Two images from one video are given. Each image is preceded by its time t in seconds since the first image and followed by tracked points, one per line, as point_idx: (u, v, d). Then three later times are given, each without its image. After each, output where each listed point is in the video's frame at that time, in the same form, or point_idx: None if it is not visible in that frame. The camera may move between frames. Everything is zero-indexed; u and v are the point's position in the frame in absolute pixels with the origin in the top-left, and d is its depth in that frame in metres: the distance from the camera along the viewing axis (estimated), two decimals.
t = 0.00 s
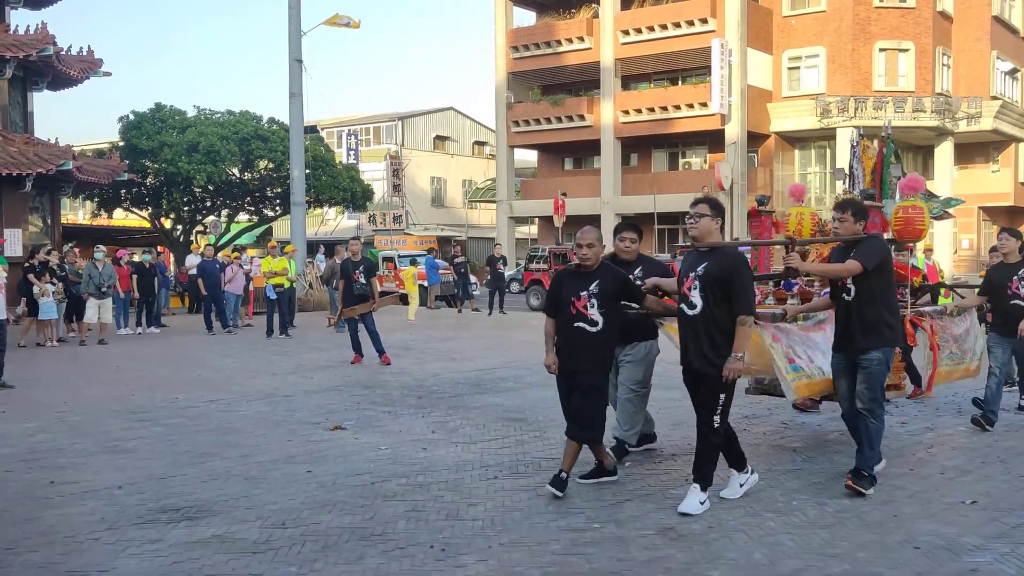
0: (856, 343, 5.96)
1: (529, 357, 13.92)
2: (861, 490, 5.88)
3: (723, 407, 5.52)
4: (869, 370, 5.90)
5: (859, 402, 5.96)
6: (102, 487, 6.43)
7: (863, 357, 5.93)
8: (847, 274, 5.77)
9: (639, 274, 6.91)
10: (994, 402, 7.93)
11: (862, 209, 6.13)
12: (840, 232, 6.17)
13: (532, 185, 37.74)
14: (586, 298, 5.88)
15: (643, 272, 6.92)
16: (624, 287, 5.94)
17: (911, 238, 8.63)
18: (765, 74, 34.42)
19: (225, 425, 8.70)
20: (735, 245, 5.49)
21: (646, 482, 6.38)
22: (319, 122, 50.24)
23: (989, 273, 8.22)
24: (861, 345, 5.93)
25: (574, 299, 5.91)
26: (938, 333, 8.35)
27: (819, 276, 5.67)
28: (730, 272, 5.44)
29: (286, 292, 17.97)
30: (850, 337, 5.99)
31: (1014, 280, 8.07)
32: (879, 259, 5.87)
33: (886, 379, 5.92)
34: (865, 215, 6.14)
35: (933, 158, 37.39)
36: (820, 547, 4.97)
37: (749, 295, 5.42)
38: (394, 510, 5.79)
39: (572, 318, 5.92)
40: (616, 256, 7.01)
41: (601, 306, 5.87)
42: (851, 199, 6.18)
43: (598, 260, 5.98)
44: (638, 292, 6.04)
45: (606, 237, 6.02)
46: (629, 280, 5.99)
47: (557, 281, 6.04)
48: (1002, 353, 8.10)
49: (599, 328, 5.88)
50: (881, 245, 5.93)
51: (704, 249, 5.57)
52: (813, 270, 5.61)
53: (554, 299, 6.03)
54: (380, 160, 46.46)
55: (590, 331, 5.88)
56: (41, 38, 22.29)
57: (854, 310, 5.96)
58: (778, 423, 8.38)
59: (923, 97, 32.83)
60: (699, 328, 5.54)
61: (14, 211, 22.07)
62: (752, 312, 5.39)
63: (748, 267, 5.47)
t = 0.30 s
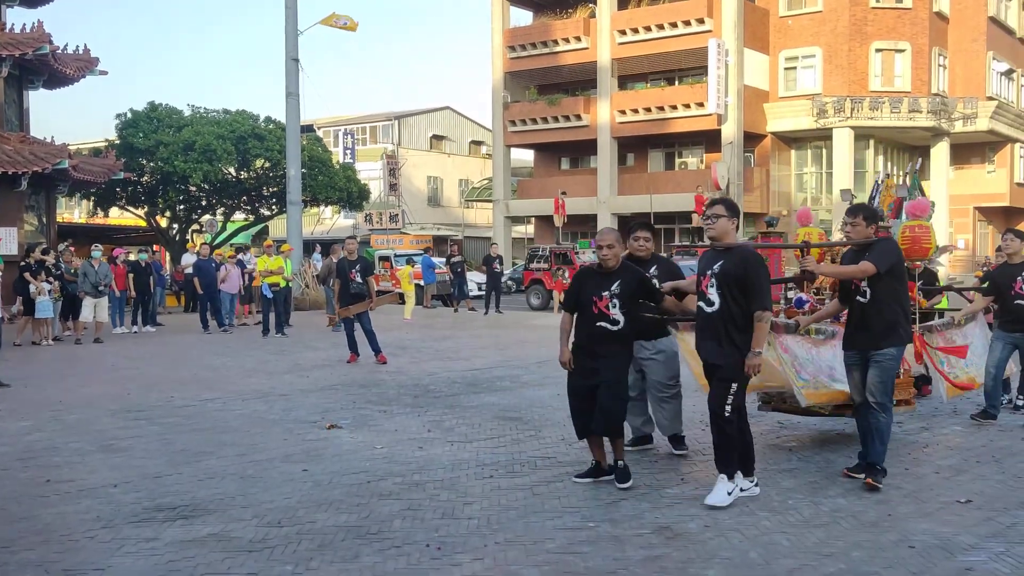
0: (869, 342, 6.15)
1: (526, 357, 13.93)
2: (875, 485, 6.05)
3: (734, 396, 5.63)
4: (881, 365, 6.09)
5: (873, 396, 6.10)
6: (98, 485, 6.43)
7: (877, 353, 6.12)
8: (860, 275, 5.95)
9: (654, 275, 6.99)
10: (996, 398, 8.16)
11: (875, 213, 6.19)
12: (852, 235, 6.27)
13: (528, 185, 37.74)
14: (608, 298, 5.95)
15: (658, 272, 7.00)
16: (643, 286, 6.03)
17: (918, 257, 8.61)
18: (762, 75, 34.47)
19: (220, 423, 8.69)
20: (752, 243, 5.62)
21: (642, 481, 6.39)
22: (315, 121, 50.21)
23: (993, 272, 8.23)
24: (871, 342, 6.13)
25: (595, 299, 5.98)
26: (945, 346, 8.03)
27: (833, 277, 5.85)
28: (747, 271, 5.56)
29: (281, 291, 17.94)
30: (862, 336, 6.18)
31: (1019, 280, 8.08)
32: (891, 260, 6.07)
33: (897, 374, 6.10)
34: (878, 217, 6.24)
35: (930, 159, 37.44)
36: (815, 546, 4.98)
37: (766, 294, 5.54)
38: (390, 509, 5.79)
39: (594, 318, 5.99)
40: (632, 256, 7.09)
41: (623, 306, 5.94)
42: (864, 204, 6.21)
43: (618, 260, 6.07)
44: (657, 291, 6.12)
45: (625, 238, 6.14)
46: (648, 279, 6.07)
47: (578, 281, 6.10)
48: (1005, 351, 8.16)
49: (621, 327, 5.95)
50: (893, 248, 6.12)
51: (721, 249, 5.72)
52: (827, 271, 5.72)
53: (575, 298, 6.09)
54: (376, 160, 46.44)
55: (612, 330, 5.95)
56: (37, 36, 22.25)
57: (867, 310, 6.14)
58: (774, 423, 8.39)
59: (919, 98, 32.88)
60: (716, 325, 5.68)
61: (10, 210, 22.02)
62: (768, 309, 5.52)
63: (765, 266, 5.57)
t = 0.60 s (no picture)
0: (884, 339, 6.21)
1: (520, 355, 13.93)
2: (915, 476, 6.28)
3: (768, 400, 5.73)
4: (898, 366, 6.17)
5: (896, 399, 6.26)
6: (92, 485, 6.40)
7: (892, 353, 6.20)
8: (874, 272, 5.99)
9: (666, 268, 6.90)
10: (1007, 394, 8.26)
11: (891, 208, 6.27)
12: (868, 229, 6.33)
13: (523, 183, 37.74)
14: (622, 294, 5.99)
15: (670, 265, 6.88)
16: (659, 281, 6.03)
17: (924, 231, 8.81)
18: (756, 73, 34.52)
19: (214, 422, 8.67)
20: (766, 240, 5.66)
21: (636, 480, 6.39)
22: (310, 120, 50.14)
23: (984, 270, 8.30)
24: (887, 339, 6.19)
25: (610, 295, 6.02)
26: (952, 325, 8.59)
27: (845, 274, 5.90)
28: (760, 268, 5.60)
29: (276, 290, 17.92)
30: (877, 333, 6.25)
31: (1007, 274, 8.13)
32: (905, 258, 6.05)
33: (913, 372, 6.19)
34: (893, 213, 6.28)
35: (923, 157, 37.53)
36: (809, 544, 4.99)
37: (782, 290, 5.57)
38: (383, 508, 5.78)
39: (610, 314, 6.03)
40: (643, 249, 7.05)
41: (638, 301, 5.95)
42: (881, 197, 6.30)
43: (632, 255, 6.08)
44: (673, 285, 6.11)
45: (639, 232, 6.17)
46: (662, 273, 6.07)
47: (593, 278, 6.17)
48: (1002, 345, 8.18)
49: (637, 322, 5.97)
50: (908, 244, 6.09)
51: (736, 245, 5.78)
52: (843, 267, 5.76)
53: (591, 295, 6.16)
54: (370, 158, 46.42)
55: (628, 325, 5.97)
56: (30, 35, 22.20)
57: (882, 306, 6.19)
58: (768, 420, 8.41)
59: (913, 96, 32.97)
60: (734, 322, 5.71)
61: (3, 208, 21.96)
62: (782, 305, 5.56)
63: (778, 261, 5.60)
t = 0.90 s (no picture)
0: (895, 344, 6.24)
1: (518, 356, 13.94)
2: (914, 475, 6.30)
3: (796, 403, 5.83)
4: (913, 369, 6.23)
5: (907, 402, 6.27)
6: (90, 486, 6.39)
7: (907, 357, 6.24)
8: (887, 277, 6.06)
9: (678, 271, 6.94)
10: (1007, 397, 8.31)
11: (903, 217, 6.39)
12: (881, 238, 6.44)
13: (520, 184, 37.75)
14: (640, 298, 5.99)
15: (681, 269, 6.95)
16: (674, 285, 6.05)
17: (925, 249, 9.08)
18: (753, 74, 34.54)
19: (212, 424, 8.67)
20: (784, 246, 5.69)
21: (633, 481, 6.39)
22: (307, 121, 50.12)
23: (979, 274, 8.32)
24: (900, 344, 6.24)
25: (627, 300, 6.02)
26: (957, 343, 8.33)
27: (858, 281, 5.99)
28: (780, 273, 5.63)
29: (273, 291, 17.90)
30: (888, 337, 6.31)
31: (1003, 278, 8.14)
32: (919, 264, 6.13)
33: (927, 376, 6.25)
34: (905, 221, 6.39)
35: (920, 158, 37.59)
36: (806, 544, 5.00)
37: (803, 295, 5.63)
38: (380, 509, 5.79)
39: (628, 319, 6.03)
40: (654, 252, 7.06)
41: (655, 305, 5.98)
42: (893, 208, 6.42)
43: (647, 260, 6.09)
44: (687, 290, 6.13)
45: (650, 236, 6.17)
46: (677, 277, 6.09)
47: (609, 283, 6.16)
48: (999, 346, 8.25)
49: (654, 326, 6.00)
50: (921, 250, 6.18)
51: (754, 251, 5.80)
52: (857, 275, 5.84)
53: (608, 301, 6.14)
54: (367, 159, 46.45)
55: (646, 329, 6.00)
56: (27, 36, 22.21)
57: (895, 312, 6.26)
58: (765, 421, 8.43)
59: (909, 97, 33.01)
60: (755, 328, 5.73)
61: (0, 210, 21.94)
62: (803, 310, 5.61)
63: (797, 267, 5.64)
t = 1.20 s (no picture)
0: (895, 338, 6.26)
1: (519, 357, 13.95)
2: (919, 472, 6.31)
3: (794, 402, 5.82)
4: (910, 365, 6.22)
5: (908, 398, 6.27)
6: (91, 489, 6.39)
7: (903, 353, 6.24)
8: (879, 271, 6.09)
9: (669, 271, 7.03)
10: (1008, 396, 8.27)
11: (893, 210, 6.40)
12: (872, 232, 6.43)
13: (520, 185, 37.74)
14: (629, 299, 6.00)
15: (672, 268, 7.03)
16: (664, 285, 6.07)
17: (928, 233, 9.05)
18: (752, 75, 34.55)
19: (212, 426, 8.67)
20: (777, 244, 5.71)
21: (635, 481, 6.39)
22: (307, 123, 50.14)
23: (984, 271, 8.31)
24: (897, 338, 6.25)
25: (616, 301, 6.03)
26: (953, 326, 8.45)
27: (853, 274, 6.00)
28: (773, 272, 5.64)
29: (274, 293, 17.90)
30: (887, 333, 6.30)
31: (1009, 275, 8.15)
32: (911, 257, 6.17)
33: (925, 372, 6.25)
34: (894, 215, 6.40)
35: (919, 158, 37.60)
36: (807, 544, 5.00)
37: (796, 293, 5.62)
38: (382, 511, 5.79)
39: (617, 320, 6.05)
40: (645, 252, 7.11)
41: (644, 305, 5.98)
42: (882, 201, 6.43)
43: (635, 261, 6.11)
44: (677, 290, 6.15)
45: (638, 237, 6.18)
46: (667, 277, 6.11)
47: (598, 285, 6.17)
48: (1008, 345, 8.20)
49: (644, 326, 6.00)
50: (912, 244, 6.21)
51: (748, 250, 5.82)
52: (848, 268, 5.90)
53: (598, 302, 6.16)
54: (367, 161, 46.51)
55: (635, 330, 6.01)
56: (27, 39, 22.23)
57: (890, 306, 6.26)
58: (766, 421, 8.43)
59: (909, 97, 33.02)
60: (752, 327, 5.74)
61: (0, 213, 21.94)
62: (796, 309, 5.61)
63: (791, 265, 5.65)
